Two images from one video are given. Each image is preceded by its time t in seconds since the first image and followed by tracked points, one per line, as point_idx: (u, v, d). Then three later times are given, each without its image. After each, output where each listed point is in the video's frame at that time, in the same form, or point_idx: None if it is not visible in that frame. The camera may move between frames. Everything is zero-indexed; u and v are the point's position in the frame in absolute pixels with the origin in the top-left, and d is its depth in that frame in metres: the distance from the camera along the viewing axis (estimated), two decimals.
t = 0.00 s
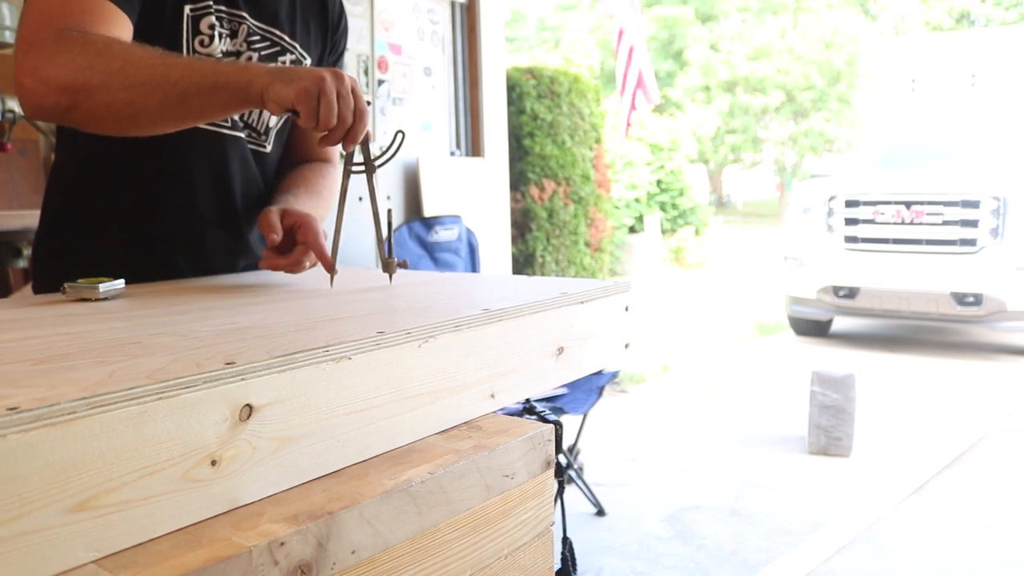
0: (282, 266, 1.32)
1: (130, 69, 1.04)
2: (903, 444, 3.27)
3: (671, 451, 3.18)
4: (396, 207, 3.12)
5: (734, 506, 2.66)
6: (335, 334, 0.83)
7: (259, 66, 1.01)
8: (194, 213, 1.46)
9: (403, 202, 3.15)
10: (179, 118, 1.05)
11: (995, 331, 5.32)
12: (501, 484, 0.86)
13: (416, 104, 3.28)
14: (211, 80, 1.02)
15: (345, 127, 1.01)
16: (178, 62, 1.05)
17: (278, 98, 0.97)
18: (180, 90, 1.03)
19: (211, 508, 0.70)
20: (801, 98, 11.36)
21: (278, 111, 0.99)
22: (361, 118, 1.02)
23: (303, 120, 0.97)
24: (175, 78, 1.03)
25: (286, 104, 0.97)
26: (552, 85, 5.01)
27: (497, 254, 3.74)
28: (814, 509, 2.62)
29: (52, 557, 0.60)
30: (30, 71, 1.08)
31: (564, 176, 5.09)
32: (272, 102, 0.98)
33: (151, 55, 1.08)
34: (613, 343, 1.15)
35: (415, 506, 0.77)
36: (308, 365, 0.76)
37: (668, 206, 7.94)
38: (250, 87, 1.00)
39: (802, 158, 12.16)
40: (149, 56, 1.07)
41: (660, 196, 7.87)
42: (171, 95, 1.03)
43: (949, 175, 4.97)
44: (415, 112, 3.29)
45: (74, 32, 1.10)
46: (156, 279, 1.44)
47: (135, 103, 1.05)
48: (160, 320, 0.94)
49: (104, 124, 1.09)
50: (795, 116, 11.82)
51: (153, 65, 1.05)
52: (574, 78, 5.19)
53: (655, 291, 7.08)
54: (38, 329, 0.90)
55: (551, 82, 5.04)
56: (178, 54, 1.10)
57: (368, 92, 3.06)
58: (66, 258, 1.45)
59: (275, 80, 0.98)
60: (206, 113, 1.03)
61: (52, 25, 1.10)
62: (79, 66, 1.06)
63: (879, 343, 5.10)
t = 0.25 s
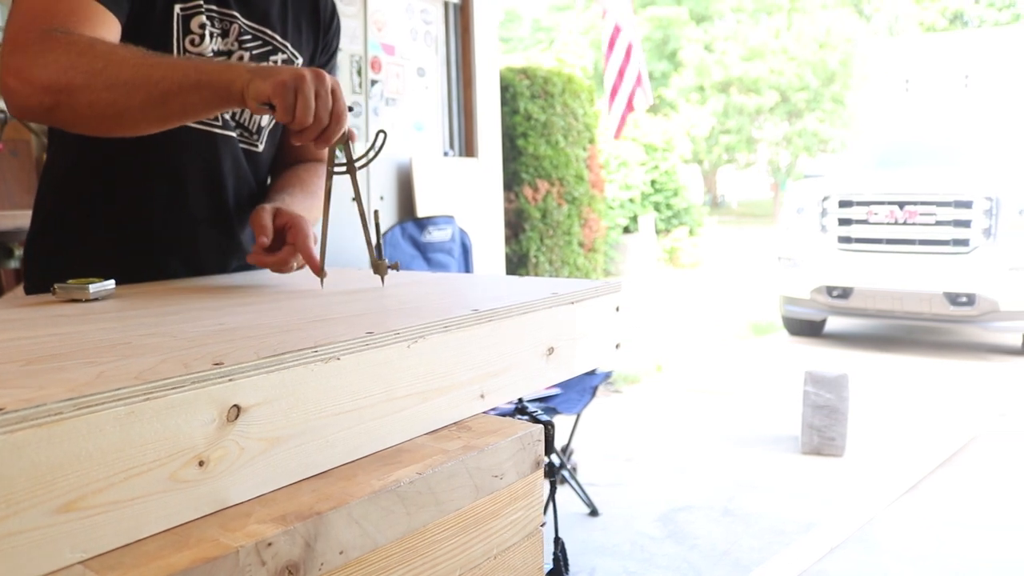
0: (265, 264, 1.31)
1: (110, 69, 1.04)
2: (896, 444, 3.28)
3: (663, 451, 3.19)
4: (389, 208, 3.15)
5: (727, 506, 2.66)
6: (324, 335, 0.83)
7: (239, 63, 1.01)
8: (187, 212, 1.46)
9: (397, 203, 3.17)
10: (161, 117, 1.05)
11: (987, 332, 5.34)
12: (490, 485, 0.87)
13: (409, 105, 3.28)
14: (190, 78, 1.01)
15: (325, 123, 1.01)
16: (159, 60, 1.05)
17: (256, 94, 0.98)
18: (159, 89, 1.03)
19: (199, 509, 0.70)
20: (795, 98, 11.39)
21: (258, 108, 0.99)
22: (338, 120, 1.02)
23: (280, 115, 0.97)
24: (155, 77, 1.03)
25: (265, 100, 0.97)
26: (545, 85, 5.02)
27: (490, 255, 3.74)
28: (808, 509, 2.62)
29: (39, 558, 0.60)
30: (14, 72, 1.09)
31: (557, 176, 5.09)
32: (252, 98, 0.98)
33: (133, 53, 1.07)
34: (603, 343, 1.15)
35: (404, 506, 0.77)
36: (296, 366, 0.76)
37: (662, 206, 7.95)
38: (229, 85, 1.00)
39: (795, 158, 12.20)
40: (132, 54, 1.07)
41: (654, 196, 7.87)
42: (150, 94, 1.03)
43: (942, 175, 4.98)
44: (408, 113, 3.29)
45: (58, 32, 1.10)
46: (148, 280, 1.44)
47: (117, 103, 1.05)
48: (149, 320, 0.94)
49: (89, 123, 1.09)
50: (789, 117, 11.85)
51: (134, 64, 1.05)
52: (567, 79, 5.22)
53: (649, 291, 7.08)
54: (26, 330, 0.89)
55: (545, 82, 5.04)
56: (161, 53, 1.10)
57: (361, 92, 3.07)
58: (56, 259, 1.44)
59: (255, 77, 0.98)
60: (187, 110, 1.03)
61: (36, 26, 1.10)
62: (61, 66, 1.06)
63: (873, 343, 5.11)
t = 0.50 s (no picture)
0: (258, 264, 1.32)
1: (81, 69, 1.04)
2: (889, 443, 3.28)
3: (656, 450, 3.20)
4: (382, 209, 3.17)
5: (721, 505, 2.67)
6: (312, 335, 0.83)
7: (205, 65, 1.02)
8: (176, 210, 1.46)
9: (390, 204, 3.20)
10: (125, 118, 1.05)
11: (981, 331, 5.36)
12: (480, 485, 0.87)
13: (403, 105, 3.28)
14: (156, 79, 1.02)
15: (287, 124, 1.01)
16: (128, 61, 1.05)
17: (216, 95, 0.98)
18: (126, 89, 1.03)
19: (187, 509, 0.70)
20: (789, 99, 11.42)
21: (221, 108, 0.99)
22: (302, 123, 1.03)
23: (237, 115, 0.97)
24: (122, 78, 1.03)
25: (227, 100, 0.98)
26: (538, 86, 5.03)
27: (483, 255, 3.75)
28: (800, 509, 2.63)
29: (25, 559, 0.60)
30: None
31: (551, 176, 5.10)
32: (216, 98, 0.99)
33: (103, 54, 1.07)
34: (594, 344, 1.16)
35: (392, 507, 0.78)
36: (285, 367, 0.76)
37: (657, 206, 7.96)
38: (195, 85, 1.00)
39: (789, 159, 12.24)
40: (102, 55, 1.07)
41: (648, 196, 7.89)
42: (116, 94, 1.03)
43: (935, 175, 5.00)
44: (401, 113, 3.29)
45: (33, 33, 1.10)
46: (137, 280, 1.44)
47: (83, 102, 1.05)
48: (138, 321, 0.94)
49: (59, 125, 1.09)
50: (783, 117, 11.87)
51: (104, 65, 1.05)
52: (561, 79, 5.22)
53: (644, 291, 7.09)
54: (15, 331, 0.89)
55: (539, 82, 5.05)
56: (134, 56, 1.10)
57: (354, 91, 3.07)
58: (48, 261, 1.45)
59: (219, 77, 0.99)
60: (154, 112, 1.03)
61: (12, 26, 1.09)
62: (34, 67, 1.06)
63: (866, 343, 5.12)
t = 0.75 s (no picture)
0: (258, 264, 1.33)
1: (69, 70, 1.04)
2: (881, 442, 3.29)
3: (649, 450, 3.21)
4: (375, 210, 3.17)
5: (714, 505, 2.67)
6: (301, 336, 0.83)
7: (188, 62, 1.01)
8: (170, 207, 1.47)
9: (382, 205, 3.20)
10: (114, 117, 1.05)
11: (974, 331, 5.37)
12: (469, 486, 0.87)
13: (396, 105, 3.29)
14: (140, 78, 1.02)
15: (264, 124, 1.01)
16: (114, 60, 1.05)
17: (195, 93, 0.99)
18: (113, 88, 1.03)
19: (174, 510, 0.70)
20: (783, 99, 11.44)
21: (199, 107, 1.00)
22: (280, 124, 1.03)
23: (213, 114, 0.98)
24: (109, 78, 1.03)
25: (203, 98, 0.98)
26: (532, 86, 5.03)
27: (477, 255, 3.75)
28: (792, 508, 2.64)
29: (11, 560, 0.60)
30: None
31: (545, 177, 5.10)
32: (194, 96, 1.00)
33: (91, 52, 1.07)
34: (584, 344, 1.16)
35: (380, 507, 0.78)
36: (273, 368, 0.76)
37: (651, 206, 7.98)
38: (179, 84, 1.00)
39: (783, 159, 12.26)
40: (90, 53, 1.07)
41: (643, 196, 7.90)
42: (104, 95, 1.03)
43: (929, 175, 5.00)
44: (395, 113, 3.30)
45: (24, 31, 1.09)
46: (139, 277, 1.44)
47: (72, 100, 1.05)
48: (127, 322, 0.93)
49: (50, 123, 1.09)
50: (777, 117, 11.89)
51: (91, 64, 1.05)
52: (555, 79, 5.22)
53: (638, 291, 7.10)
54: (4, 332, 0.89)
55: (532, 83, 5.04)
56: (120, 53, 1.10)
57: (347, 92, 3.07)
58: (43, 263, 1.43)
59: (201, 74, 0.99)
60: (141, 110, 1.03)
61: (6, 25, 1.08)
62: (23, 68, 1.06)
63: (860, 343, 5.12)
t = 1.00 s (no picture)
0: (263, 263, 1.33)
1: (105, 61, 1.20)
2: (871, 442, 3.30)
3: (641, 450, 3.21)
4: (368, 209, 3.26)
5: (707, 505, 2.67)
6: (289, 337, 0.83)
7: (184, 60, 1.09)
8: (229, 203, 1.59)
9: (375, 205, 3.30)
10: (124, 106, 1.19)
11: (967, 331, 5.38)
12: (457, 485, 0.87)
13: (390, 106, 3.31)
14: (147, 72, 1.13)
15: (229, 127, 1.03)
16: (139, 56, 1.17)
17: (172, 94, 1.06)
18: (127, 79, 1.15)
19: (161, 511, 0.70)
20: (777, 99, 11.46)
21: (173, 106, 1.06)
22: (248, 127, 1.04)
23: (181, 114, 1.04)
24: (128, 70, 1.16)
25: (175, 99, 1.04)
26: (525, 86, 5.03)
27: (470, 255, 3.76)
28: (784, 507, 2.65)
29: None
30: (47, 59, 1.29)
31: (538, 177, 5.11)
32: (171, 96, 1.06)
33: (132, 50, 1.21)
34: (576, 344, 1.16)
35: (368, 508, 0.78)
36: (260, 368, 0.76)
37: (645, 206, 7.99)
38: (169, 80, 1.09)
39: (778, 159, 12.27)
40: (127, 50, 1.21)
41: (637, 196, 7.91)
42: (122, 84, 1.17)
43: (922, 176, 5.02)
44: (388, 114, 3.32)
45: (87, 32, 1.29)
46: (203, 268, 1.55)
47: (96, 91, 1.21)
48: (120, 322, 0.94)
49: (91, 109, 1.26)
50: (772, 118, 11.89)
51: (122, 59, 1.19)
52: (548, 80, 5.24)
53: (633, 292, 7.10)
54: None
55: (525, 83, 5.07)
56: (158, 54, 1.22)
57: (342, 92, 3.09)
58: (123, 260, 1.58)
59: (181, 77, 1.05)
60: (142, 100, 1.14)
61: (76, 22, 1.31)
62: (70, 58, 1.24)
63: (854, 343, 5.12)
